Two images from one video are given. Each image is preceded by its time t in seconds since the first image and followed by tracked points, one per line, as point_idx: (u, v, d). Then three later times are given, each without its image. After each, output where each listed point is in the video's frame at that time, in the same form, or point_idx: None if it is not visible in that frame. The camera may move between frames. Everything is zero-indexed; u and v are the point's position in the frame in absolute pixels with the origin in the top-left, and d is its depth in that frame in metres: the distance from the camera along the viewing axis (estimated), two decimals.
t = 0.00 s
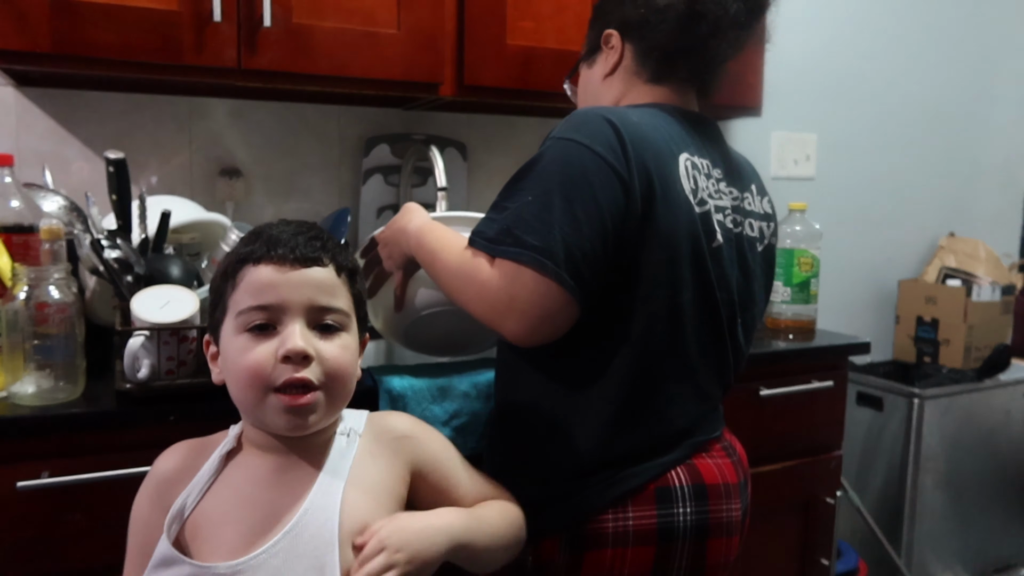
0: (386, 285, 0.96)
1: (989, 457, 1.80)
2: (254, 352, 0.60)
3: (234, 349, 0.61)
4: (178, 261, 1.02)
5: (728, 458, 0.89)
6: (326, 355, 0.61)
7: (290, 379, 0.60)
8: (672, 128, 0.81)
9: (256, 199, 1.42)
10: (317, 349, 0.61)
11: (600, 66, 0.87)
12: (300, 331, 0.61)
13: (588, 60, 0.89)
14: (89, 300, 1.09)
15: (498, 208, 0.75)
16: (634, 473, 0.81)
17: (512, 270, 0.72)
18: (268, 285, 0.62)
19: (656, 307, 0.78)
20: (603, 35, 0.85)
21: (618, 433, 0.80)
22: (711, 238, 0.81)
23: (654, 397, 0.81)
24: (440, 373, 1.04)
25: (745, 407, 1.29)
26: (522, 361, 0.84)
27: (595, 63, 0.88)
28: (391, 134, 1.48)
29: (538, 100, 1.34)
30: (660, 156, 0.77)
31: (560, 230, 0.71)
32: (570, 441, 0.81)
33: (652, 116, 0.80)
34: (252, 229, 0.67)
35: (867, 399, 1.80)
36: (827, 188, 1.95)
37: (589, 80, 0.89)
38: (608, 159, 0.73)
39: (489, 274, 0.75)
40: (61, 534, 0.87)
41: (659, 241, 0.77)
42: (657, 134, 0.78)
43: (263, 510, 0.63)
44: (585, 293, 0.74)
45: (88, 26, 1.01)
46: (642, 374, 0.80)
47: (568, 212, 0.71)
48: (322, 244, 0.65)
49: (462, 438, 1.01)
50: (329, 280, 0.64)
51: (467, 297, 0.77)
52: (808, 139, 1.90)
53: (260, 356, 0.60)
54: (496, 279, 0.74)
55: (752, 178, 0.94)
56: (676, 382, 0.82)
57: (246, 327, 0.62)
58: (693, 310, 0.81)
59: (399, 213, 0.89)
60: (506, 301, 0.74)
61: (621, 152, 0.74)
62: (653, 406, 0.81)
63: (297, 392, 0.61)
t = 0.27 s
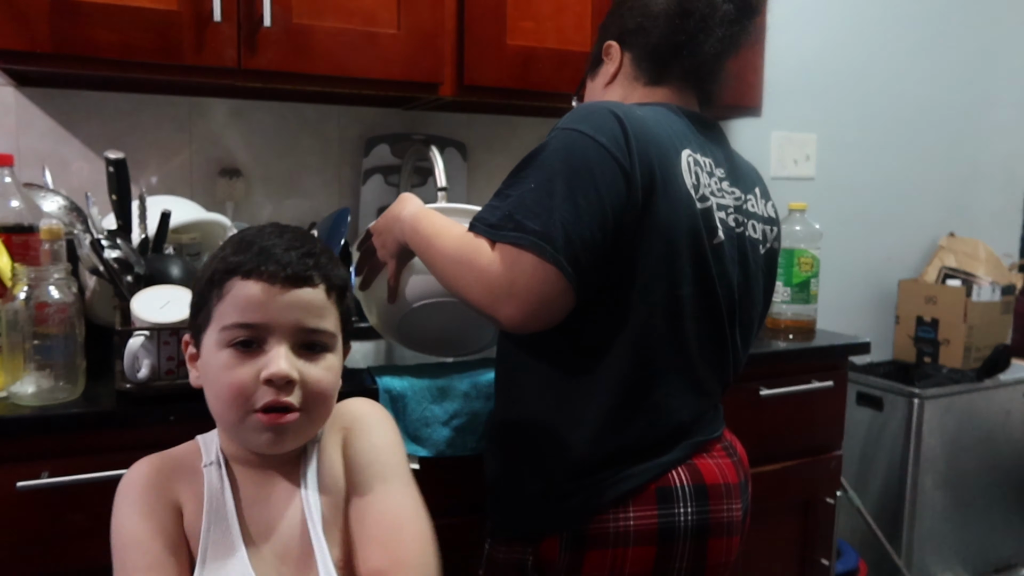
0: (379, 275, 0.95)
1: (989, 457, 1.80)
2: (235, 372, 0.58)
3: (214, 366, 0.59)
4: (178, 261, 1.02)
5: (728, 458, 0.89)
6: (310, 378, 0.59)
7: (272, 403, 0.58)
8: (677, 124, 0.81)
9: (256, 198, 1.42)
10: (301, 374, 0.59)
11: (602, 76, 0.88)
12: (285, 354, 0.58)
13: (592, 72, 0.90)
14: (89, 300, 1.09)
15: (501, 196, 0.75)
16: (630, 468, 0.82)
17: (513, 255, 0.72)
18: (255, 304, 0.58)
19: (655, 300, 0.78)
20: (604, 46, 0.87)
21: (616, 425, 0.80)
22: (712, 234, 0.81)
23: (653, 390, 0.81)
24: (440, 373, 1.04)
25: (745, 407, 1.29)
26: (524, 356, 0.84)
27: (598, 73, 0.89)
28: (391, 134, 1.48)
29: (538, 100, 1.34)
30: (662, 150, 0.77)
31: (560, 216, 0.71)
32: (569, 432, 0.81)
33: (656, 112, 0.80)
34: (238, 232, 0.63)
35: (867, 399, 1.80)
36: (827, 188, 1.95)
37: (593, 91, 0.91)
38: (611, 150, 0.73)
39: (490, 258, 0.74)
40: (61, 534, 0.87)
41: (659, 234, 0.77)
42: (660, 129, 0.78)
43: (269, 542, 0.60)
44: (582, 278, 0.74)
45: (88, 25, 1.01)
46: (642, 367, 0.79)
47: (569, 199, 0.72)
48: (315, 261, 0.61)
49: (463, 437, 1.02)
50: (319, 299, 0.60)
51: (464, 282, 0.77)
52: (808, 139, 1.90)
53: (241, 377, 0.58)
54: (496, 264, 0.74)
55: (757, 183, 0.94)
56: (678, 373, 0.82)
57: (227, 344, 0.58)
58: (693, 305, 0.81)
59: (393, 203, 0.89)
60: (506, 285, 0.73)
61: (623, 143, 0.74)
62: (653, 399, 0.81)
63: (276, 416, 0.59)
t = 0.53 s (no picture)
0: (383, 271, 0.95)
1: (989, 457, 1.80)
2: (151, 370, 0.59)
3: (128, 367, 0.60)
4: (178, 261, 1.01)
5: (731, 457, 0.89)
6: (231, 373, 0.61)
7: (190, 401, 0.59)
8: (680, 121, 0.81)
9: (256, 199, 1.42)
10: (221, 368, 0.60)
11: (611, 77, 0.88)
12: (205, 349, 0.60)
13: (601, 73, 0.91)
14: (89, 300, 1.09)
15: (505, 185, 0.76)
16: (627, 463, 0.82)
17: (516, 242, 0.72)
18: (169, 299, 0.61)
19: (655, 294, 0.78)
20: (616, 46, 0.87)
21: (618, 419, 0.80)
22: (714, 231, 0.81)
23: (656, 382, 0.80)
24: (441, 372, 1.03)
25: (745, 407, 1.29)
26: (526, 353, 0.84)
27: (607, 74, 0.89)
28: (391, 134, 1.49)
29: (538, 100, 1.34)
30: (665, 145, 0.77)
31: (562, 203, 0.71)
32: (572, 424, 0.80)
33: (661, 109, 0.81)
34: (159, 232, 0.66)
35: (867, 399, 1.80)
36: (827, 188, 1.95)
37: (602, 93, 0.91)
38: (615, 141, 0.73)
39: (493, 245, 0.74)
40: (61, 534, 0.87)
41: (659, 228, 0.77)
42: (664, 125, 0.78)
43: (191, 566, 0.62)
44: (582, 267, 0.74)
45: (88, 25, 1.01)
46: (645, 361, 0.79)
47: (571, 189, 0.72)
48: (233, 253, 0.65)
49: (463, 437, 1.01)
50: (238, 292, 0.63)
51: (465, 270, 0.77)
52: (808, 139, 1.90)
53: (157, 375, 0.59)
54: (499, 250, 0.74)
55: (760, 185, 0.94)
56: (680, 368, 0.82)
57: (143, 343, 0.60)
58: (695, 301, 0.81)
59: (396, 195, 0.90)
60: (506, 272, 0.74)
61: (627, 136, 0.74)
62: (656, 394, 0.81)
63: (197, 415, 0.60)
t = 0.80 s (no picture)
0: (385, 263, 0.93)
1: (989, 457, 1.80)
2: (259, 312, 0.59)
3: (238, 312, 0.60)
4: (178, 261, 1.01)
5: (733, 457, 0.90)
6: (335, 316, 0.60)
7: (299, 338, 0.58)
8: (683, 118, 0.82)
9: (257, 198, 1.42)
10: (325, 311, 0.60)
11: (618, 78, 0.89)
12: (307, 290, 0.60)
13: (608, 74, 0.92)
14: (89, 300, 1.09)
15: (506, 175, 0.76)
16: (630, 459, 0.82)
17: (516, 230, 0.72)
18: (272, 247, 0.62)
19: (655, 288, 0.78)
20: (623, 47, 0.88)
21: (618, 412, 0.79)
22: (714, 228, 0.81)
23: (657, 375, 0.80)
24: (440, 372, 1.03)
25: (745, 407, 1.29)
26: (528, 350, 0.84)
27: (614, 75, 0.90)
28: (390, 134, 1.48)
29: (538, 100, 1.34)
30: (667, 140, 0.78)
31: (563, 191, 0.71)
32: (573, 418, 0.80)
33: (664, 107, 0.81)
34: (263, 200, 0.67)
35: (867, 399, 1.80)
36: (827, 188, 1.95)
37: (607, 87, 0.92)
38: (616, 134, 0.74)
39: (494, 232, 0.74)
40: (62, 534, 0.87)
41: (658, 221, 0.77)
42: (666, 121, 0.79)
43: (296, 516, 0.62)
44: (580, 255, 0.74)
45: (88, 26, 1.01)
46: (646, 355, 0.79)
47: (572, 178, 0.72)
48: (329, 210, 0.66)
49: (463, 437, 1.02)
50: (335, 243, 0.64)
51: (464, 257, 0.77)
52: (809, 139, 1.90)
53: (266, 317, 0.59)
54: (499, 237, 0.74)
55: (762, 188, 0.95)
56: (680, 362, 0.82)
57: (251, 291, 0.61)
58: (696, 297, 0.81)
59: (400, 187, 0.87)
60: (505, 259, 0.73)
61: (628, 130, 0.75)
62: (658, 387, 0.80)
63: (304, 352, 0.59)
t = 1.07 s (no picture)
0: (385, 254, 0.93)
1: (989, 457, 1.80)
2: (231, 279, 0.63)
3: (212, 281, 0.64)
4: (178, 261, 1.01)
5: (734, 457, 0.89)
6: (301, 281, 0.64)
7: (269, 302, 0.62)
8: (684, 117, 0.82)
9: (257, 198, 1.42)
10: (291, 276, 0.63)
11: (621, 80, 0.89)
12: (275, 258, 0.64)
13: (612, 75, 0.92)
14: (89, 300, 1.08)
15: (506, 172, 0.76)
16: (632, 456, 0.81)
17: (516, 224, 0.72)
18: (240, 219, 0.64)
19: (655, 285, 0.78)
20: (627, 50, 0.87)
21: (618, 409, 0.79)
22: (715, 226, 0.81)
23: (658, 371, 0.79)
24: (440, 372, 1.03)
25: (746, 407, 1.29)
26: (530, 349, 0.84)
27: (617, 78, 0.90)
28: (391, 134, 1.48)
29: (538, 100, 1.34)
30: (668, 138, 0.78)
31: (562, 186, 0.71)
32: (574, 415, 0.80)
33: (665, 105, 0.81)
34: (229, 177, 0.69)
35: (867, 399, 1.80)
36: (827, 188, 1.95)
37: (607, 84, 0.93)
38: (617, 130, 0.74)
39: (494, 225, 0.74)
40: (62, 535, 0.87)
41: (658, 218, 0.77)
42: (667, 119, 0.79)
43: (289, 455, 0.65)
44: (580, 251, 0.74)
45: (88, 26, 1.01)
46: (647, 351, 0.79)
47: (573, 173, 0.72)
48: (290, 184, 0.68)
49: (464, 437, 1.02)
50: (299, 213, 0.67)
51: (465, 249, 0.77)
52: (808, 139, 1.90)
53: (237, 283, 0.62)
54: (499, 230, 0.74)
55: (762, 189, 0.95)
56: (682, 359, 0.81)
57: (223, 260, 0.64)
58: (696, 294, 0.81)
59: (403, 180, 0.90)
60: (504, 252, 0.74)
61: (628, 126, 0.75)
62: (659, 383, 0.80)
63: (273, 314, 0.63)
